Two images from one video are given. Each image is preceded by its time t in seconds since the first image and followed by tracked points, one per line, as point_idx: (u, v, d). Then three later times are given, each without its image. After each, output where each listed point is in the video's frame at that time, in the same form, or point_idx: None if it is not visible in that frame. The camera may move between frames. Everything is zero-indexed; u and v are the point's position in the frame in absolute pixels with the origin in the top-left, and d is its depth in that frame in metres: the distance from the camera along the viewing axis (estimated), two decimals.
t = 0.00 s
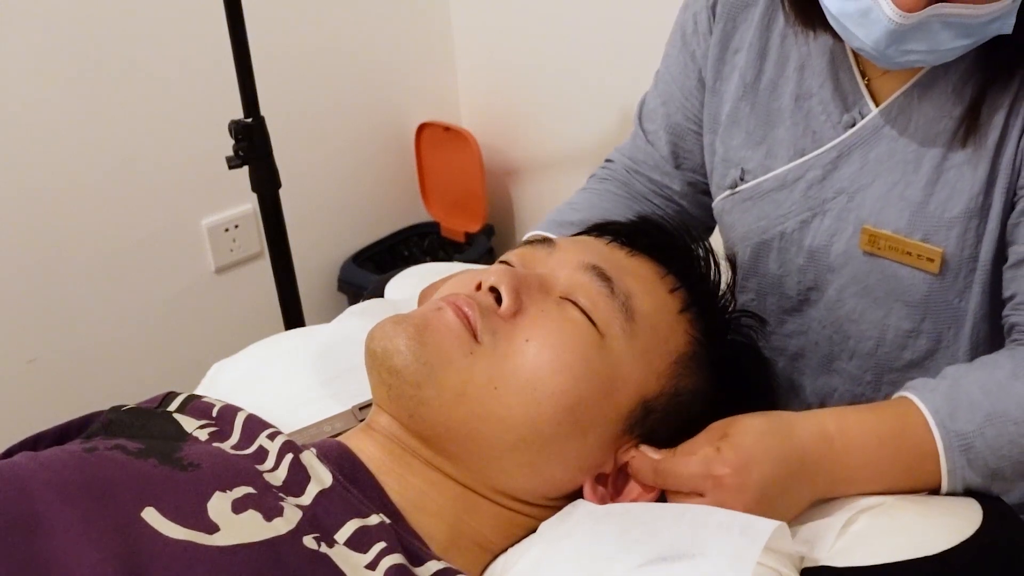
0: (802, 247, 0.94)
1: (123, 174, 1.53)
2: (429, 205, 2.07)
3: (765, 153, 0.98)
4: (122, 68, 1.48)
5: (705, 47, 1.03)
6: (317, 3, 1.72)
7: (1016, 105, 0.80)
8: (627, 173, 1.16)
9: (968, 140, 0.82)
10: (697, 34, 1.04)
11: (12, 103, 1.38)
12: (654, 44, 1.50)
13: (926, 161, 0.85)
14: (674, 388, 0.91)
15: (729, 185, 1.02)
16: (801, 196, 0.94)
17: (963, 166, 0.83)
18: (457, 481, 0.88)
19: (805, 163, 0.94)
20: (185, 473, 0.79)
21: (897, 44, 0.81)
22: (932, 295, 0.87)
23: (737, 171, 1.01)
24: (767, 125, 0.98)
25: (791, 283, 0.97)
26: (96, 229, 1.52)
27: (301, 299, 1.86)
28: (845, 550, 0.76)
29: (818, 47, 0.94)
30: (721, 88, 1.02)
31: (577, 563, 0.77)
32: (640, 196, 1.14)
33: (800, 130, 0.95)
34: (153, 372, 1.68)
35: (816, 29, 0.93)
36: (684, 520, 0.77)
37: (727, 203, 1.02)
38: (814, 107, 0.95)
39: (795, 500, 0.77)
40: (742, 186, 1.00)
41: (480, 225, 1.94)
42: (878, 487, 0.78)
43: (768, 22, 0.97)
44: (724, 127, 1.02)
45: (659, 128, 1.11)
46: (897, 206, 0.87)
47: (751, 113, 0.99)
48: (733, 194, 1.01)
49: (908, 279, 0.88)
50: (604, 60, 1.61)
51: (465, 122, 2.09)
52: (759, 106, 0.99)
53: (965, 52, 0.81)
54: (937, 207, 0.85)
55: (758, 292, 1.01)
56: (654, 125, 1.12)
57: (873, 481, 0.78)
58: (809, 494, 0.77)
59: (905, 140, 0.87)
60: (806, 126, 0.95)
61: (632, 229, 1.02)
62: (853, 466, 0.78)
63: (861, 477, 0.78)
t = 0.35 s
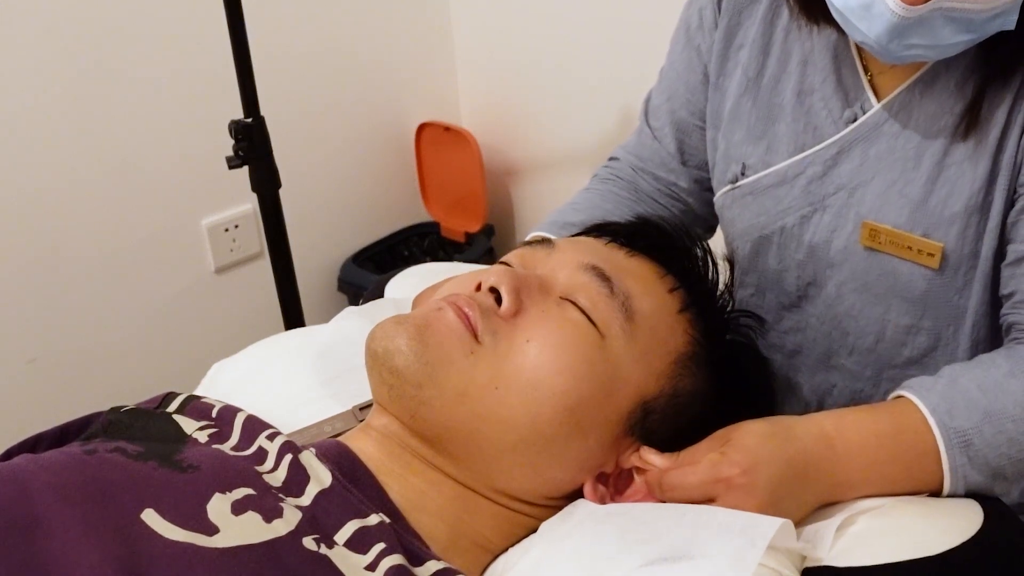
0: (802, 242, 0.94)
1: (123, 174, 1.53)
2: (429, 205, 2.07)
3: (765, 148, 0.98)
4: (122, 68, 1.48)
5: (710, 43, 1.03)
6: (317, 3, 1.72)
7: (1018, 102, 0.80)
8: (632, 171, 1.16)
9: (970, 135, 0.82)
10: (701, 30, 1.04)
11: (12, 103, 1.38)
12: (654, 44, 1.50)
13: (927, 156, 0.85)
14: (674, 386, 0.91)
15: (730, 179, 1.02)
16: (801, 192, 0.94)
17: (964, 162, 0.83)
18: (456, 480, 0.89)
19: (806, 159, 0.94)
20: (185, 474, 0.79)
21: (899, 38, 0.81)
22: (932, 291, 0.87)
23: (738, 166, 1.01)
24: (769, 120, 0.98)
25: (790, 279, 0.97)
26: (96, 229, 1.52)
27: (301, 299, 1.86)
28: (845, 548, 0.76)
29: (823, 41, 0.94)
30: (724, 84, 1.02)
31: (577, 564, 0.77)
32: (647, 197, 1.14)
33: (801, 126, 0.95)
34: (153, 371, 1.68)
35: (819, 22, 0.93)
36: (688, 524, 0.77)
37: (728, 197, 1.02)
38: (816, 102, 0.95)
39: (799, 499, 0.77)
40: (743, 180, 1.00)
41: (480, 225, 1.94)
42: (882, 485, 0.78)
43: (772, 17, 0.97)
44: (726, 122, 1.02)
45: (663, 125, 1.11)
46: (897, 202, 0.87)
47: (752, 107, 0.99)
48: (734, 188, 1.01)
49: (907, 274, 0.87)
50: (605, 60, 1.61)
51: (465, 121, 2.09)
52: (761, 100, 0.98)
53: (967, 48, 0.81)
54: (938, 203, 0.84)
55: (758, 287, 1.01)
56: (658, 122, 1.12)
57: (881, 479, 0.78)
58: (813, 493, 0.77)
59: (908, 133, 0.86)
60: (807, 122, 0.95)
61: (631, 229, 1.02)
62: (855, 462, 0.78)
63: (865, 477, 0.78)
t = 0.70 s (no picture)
0: (810, 234, 0.95)
1: (122, 174, 1.53)
2: (429, 205, 2.07)
3: (772, 143, 0.98)
4: (122, 69, 1.48)
5: (715, 41, 1.03)
6: (317, 3, 1.72)
7: None
8: (650, 173, 1.17)
9: (984, 125, 0.82)
10: (706, 29, 1.04)
11: (12, 104, 1.38)
12: (654, 44, 1.50)
13: (938, 147, 0.85)
14: (679, 382, 0.91)
15: (737, 173, 1.01)
16: (809, 184, 0.94)
17: (975, 154, 0.83)
18: (456, 481, 0.88)
19: (813, 152, 0.94)
20: (185, 475, 0.79)
21: (908, 24, 0.81)
22: (940, 283, 0.87)
23: (746, 160, 1.00)
24: (776, 115, 0.98)
25: (799, 271, 0.97)
26: (96, 229, 1.52)
27: (301, 299, 1.86)
28: (843, 543, 0.77)
29: (829, 33, 0.94)
30: (729, 80, 1.02)
31: (581, 560, 0.77)
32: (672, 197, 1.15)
33: (808, 119, 0.95)
34: (153, 371, 1.68)
35: (827, 12, 0.93)
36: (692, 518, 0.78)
37: (735, 191, 1.02)
38: (823, 96, 0.95)
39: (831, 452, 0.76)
40: (751, 174, 1.00)
41: (480, 225, 1.94)
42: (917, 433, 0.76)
43: (778, 12, 0.97)
44: (733, 117, 1.02)
45: (674, 127, 1.12)
46: (907, 193, 0.87)
47: (760, 103, 0.99)
48: (741, 181, 1.01)
49: (917, 266, 0.87)
50: (604, 60, 1.61)
51: (465, 121, 2.08)
52: (768, 96, 0.98)
53: (977, 35, 0.80)
54: (948, 194, 0.84)
55: (764, 281, 1.01)
56: (670, 125, 1.13)
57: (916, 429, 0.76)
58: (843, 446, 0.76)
59: (917, 124, 0.86)
60: (814, 115, 0.95)
61: (632, 229, 1.01)
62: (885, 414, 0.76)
63: (893, 433, 0.76)
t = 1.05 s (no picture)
0: (809, 237, 0.95)
1: (123, 174, 1.53)
2: (429, 205, 2.07)
3: (771, 145, 0.98)
4: (122, 69, 1.48)
5: (716, 41, 1.03)
6: (317, 3, 1.72)
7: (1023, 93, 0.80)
8: (651, 181, 1.15)
9: (977, 126, 0.82)
10: (708, 29, 1.04)
11: (12, 104, 1.38)
12: (654, 44, 1.50)
13: (932, 149, 0.85)
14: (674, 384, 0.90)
15: (735, 178, 1.01)
16: (807, 188, 0.94)
17: (969, 154, 0.83)
18: (455, 482, 0.88)
19: (812, 154, 0.94)
20: (183, 476, 0.79)
21: (904, 25, 0.80)
22: (937, 285, 0.87)
23: (743, 164, 1.00)
24: (774, 118, 0.98)
25: (798, 274, 0.97)
26: (96, 229, 1.52)
27: (301, 299, 1.86)
28: (841, 542, 0.77)
29: (828, 34, 0.93)
30: (730, 82, 1.02)
31: (582, 558, 0.78)
32: (674, 206, 1.13)
33: (806, 121, 0.95)
34: (153, 372, 1.68)
35: (824, 13, 0.93)
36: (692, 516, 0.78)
37: (733, 195, 1.02)
38: (821, 98, 0.95)
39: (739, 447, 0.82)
40: (749, 177, 0.99)
41: (480, 225, 1.94)
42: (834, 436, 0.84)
43: (778, 14, 0.97)
44: (733, 119, 1.01)
45: (679, 131, 1.11)
46: (903, 196, 0.87)
47: (758, 105, 0.99)
48: (739, 185, 1.01)
49: (913, 268, 0.88)
50: (605, 60, 1.60)
51: (465, 121, 2.08)
52: (766, 98, 0.98)
53: (971, 36, 0.80)
54: (943, 196, 0.84)
55: (764, 284, 1.01)
56: (672, 128, 1.12)
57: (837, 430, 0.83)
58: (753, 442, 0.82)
59: (913, 126, 0.86)
60: (812, 117, 0.95)
61: (630, 229, 1.01)
62: (809, 405, 0.83)
63: (827, 428, 0.83)
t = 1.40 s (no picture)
0: (813, 230, 0.95)
1: (123, 174, 1.53)
2: (429, 205, 2.07)
3: (775, 138, 0.98)
4: (121, 69, 1.48)
5: (722, 36, 1.03)
6: (318, 2, 1.72)
7: None
8: (655, 178, 1.15)
9: (981, 118, 0.82)
10: (713, 25, 1.04)
11: (12, 104, 1.38)
12: (654, 44, 1.50)
13: (936, 142, 0.85)
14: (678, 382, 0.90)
15: (741, 169, 1.01)
16: (813, 181, 0.94)
17: (973, 146, 0.83)
18: (456, 482, 0.88)
19: (816, 148, 0.94)
20: (185, 475, 0.79)
21: (909, 18, 0.81)
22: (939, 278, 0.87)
23: (749, 157, 1.00)
24: (779, 111, 0.98)
25: (801, 268, 0.97)
26: (96, 230, 1.52)
27: (301, 299, 1.86)
28: (841, 543, 0.77)
29: (833, 28, 0.94)
30: (736, 75, 1.02)
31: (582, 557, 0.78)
32: (676, 204, 1.13)
33: (811, 113, 0.95)
34: (152, 372, 1.67)
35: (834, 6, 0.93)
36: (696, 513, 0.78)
37: (738, 187, 1.01)
38: (826, 92, 0.95)
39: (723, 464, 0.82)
40: (754, 170, 0.99)
41: (480, 225, 1.94)
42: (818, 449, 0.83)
43: (783, 8, 0.97)
44: (739, 112, 1.02)
45: (684, 127, 1.10)
46: (906, 188, 0.87)
47: (763, 98, 0.99)
48: (745, 177, 1.00)
49: (916, 259, 0.88)
50: (605, 60, 1.61)
51: (465, 121, 2.08)
52: (772, 91, 0.98)
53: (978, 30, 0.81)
54: (947, 187, 0.85)
55: (766, 278, 1.01)
56: (676, 123, 1.11)
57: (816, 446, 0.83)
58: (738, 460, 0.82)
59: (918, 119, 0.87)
60: (817, 110, 0.95)
61: (632, 230, 1.01)
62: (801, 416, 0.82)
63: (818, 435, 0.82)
